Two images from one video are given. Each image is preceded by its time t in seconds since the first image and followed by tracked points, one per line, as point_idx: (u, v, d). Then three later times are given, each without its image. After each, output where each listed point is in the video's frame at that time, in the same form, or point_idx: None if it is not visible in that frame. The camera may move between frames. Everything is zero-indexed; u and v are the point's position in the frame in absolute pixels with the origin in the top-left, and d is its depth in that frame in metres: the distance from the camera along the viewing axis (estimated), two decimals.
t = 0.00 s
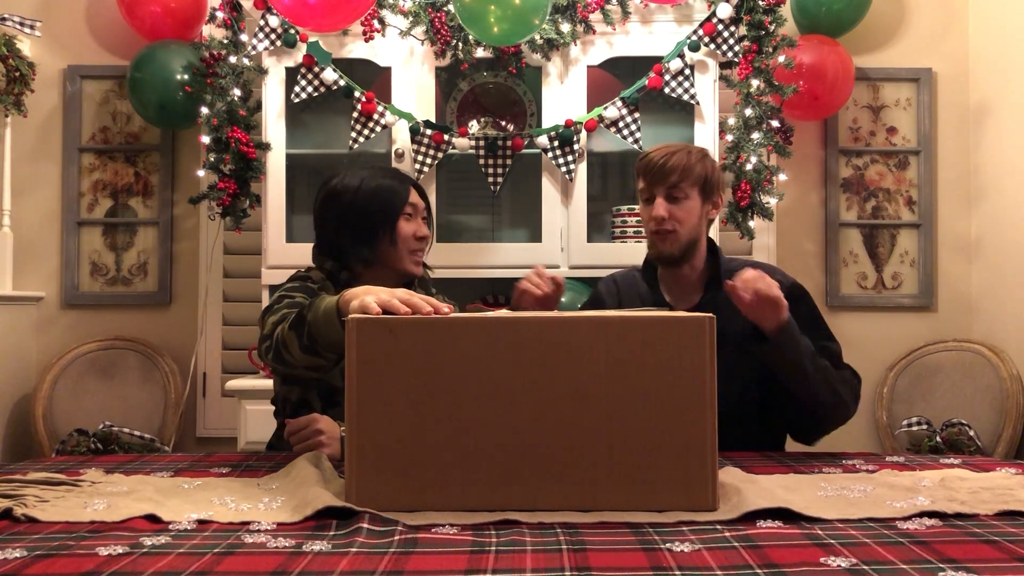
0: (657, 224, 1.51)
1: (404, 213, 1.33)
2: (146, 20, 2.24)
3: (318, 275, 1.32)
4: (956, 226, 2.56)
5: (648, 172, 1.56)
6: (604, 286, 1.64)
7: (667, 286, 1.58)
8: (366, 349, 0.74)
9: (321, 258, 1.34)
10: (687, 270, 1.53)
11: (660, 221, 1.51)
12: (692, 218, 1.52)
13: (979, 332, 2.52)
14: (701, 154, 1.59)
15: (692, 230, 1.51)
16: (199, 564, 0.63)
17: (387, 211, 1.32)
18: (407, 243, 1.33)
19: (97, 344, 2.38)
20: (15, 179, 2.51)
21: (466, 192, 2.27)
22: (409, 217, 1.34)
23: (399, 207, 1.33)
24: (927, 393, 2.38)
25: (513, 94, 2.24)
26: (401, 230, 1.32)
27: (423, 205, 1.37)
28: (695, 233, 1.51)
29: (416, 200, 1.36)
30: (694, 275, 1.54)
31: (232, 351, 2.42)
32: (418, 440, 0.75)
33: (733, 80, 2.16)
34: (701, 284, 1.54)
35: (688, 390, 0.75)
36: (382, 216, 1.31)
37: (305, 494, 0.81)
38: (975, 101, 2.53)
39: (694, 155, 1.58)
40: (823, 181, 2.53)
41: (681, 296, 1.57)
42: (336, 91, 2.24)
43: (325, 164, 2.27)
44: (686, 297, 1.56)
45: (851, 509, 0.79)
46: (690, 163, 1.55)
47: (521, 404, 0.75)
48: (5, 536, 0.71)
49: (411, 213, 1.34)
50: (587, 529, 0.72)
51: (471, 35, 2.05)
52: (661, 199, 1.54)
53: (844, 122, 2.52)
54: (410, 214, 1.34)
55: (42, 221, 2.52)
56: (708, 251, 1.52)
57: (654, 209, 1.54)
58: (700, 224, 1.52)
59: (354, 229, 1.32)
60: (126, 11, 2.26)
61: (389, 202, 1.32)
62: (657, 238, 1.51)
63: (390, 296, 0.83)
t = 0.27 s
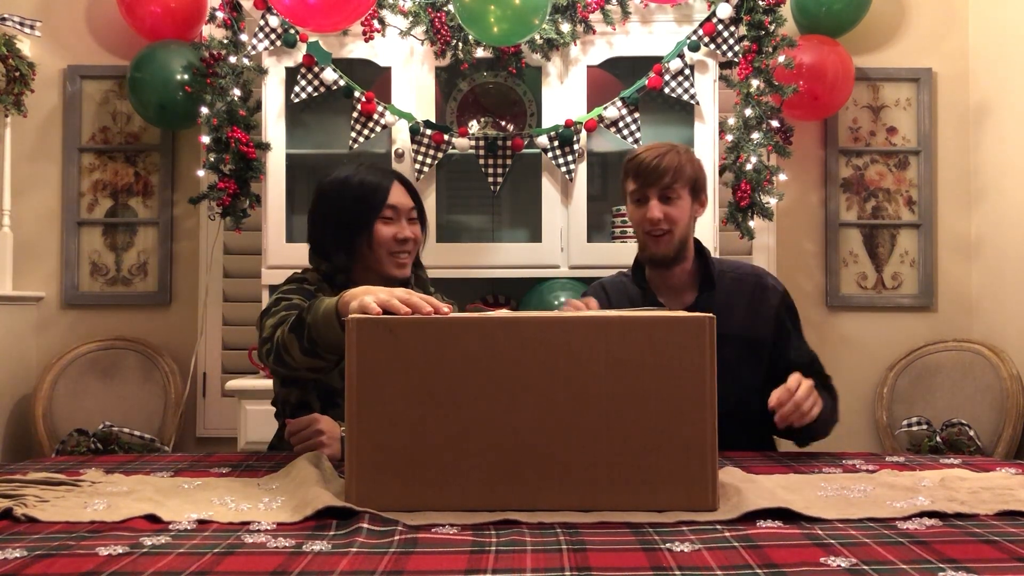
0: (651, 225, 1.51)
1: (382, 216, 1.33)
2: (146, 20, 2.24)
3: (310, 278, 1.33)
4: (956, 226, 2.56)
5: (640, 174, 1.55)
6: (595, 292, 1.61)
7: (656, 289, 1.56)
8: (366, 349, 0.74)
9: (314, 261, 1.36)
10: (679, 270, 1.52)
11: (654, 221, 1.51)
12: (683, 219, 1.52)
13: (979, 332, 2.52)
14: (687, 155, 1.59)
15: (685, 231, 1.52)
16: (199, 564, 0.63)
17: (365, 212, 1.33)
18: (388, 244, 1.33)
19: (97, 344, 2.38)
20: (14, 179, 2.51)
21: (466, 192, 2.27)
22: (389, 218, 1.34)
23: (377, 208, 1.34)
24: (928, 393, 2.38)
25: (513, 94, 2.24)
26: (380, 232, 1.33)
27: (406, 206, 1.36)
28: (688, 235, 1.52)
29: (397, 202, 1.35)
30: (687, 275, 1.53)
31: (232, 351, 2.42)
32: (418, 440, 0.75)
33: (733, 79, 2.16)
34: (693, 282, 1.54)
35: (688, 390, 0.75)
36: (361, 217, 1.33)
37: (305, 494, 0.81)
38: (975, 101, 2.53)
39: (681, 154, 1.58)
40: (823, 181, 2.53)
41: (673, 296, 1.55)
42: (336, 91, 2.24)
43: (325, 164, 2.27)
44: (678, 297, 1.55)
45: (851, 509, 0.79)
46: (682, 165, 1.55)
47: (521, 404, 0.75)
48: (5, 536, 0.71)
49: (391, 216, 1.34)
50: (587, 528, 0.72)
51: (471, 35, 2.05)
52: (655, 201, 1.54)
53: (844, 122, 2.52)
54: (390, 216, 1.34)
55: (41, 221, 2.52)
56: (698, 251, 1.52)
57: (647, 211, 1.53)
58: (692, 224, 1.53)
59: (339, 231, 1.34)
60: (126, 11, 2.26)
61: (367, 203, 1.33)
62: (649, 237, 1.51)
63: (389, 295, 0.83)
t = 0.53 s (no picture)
0: (671, 222, 1.37)
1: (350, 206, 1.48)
2: (146, 20, 2.24)
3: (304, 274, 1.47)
4: (956, 226, 2.56)
5: (658, 166, 1.37)
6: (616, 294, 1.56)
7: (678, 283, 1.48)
8: (366, 349, 0.74)
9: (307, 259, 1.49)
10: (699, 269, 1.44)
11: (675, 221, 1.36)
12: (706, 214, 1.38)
13: (980, 332, 2.52)
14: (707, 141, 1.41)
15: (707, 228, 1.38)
16: (198, 564, 0.63)
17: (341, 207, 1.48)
18: (353, 233, 1.44)
19: (97, 344, 2.38)
20: (14, 179, 2.51)
21: (466, 192, 2.27)
22: (356, 208, 1.48)
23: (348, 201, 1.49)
24: (928, 393, 2.37)
25: (513, 94, 2.24)
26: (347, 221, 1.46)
27: (375, 197, 1.49)
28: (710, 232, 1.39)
29: (368, 193, 1.49)
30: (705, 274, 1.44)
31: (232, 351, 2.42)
32: (418, 440, 0.75)
33: (733, 79, 2.15)
34: (714, 280, 1.45)
35: (690, 390, 0.75)
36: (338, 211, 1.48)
37: (305, 494, 0.81)
38: (975, 101, 2.53)
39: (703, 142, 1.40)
40: (823, 181, 2.53)
41: (694, 295, 1.48)
42: (336, 91, 2.24)
43: (324, 164, 2.28)
44: (700, 295, 1.47)
45: (852, 509, 0.78)
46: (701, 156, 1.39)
47: (523, 405, 0.75)
48: (5, 536, 0.71)
49: (360, 206, 1.48)
50: (587, 529, 0.73)
51: (471, 35, 2.05)
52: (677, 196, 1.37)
53: (844, 122, 2.52)
54: (359, 207, 1.48)
55: (41, 221, 2.52)
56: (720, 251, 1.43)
57: (667, 205, 1.37)
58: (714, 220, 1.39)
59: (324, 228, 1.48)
60: (126, 11, 2.26)
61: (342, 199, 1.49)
62: (670, 235, 1.38)
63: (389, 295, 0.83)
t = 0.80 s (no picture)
0: (707, 220, 1.47)
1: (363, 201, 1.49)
2: (146, 20, 2.24)
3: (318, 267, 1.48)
4: (956, 226, 2.56)
5: (696, 168, 1.51)
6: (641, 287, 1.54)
7: (711, 282, 1.48)
8: (366, 349, 0.74)
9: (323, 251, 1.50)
10: (732, 266, 1.44)
11: (710, 216, 1.46)
12: (743, 214, 1.47)
13: (979, 332, 2.52)
14: (747, 149, 1.54)
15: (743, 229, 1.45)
16: (198, 564, 0.63)
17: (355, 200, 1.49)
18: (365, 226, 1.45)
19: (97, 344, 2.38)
20: (14, 179, 2.51)
21: (466, 192, 2.27)
22: (371, 203, 1.49)
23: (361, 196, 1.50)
24: (928, 393, 2.37)
25: (513, 94, 2.24)
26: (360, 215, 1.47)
27: (389, 192, 1.50)
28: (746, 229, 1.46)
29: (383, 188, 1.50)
30: (741, 272, 1.45)
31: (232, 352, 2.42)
32: (418, 440, 0.75)
33: (733, 79, 2.15)
34: (748, 280, 1.46)
35: (690, 390, 0.75)
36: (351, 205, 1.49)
37: (305, 494, 0.81)
38: (975, 101, 2.53)
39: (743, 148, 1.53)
40: (823, 181, 2.53)
41: (726, 295, 1.47)
42: (336, 91, 2.24)
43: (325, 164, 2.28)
44: (733, 295, 1.47)
45: (852, 509, 0.78)
46: (739, 158, 1.50)
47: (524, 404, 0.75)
48: (5, 536, 0.71)
49: (374, 201, 1.49)
50: (587, 529, 0.73)
51: (471, 35, 2.05)
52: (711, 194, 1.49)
53: (844, 122, 2.52)
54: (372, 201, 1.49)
55: (42, 221, 2.52)
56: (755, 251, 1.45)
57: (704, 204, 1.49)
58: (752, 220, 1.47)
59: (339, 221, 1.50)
60: (126, 11, 2.26)
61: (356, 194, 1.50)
62: (705, 233, 1.46)
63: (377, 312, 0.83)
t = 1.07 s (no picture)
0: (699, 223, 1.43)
1: (366, 201, 1.44)
2: (146, 20, 2.23)
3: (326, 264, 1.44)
4: (956, 226, 2.56)
5: (688, 169, 1.46)
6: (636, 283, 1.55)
7: (704, 283, 1.50)
8: (367, 349, 0.74)
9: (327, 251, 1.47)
10: (727, 268, 1.46)
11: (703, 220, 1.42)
12: (734, 216, 1.43)
13: (979, 332, 2.52)
14: (737, 148, 1.49)
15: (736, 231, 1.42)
16: (198, 564, 0.63)
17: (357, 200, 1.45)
18: (370, 224, 1.41)
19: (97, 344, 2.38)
20: (14, 179, 2.51)
21: (465, 192, 2.27)
22: (372, 203, 1.44)
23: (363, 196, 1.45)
24: (928, 393, 2.37)
25: (513, 93, 2.24)
26: (363, 216, 1.42)
27: (391, 190, 1.45)
28: (739, 232, 1.43)
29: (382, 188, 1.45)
30: (734, 274, 1.46)
31: (232, 352, 2.42)
32: (418, 440, 0.75)
33: (733, 79, 2.15)
34: (742, 282, 1.47)
35: (689, 389, 0.75)
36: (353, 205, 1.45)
37: (305, 494, 0.81)
38: (975, 101, 2.53)
39: (731, 148, 1.49)
40: (823, 181, 2.53)
41: (721, 297, 1.49)
42: (336, 91, 2.24)
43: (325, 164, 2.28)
44: (727, 296, 1.48)
45: (851, 509, 0.78)
46: (731, 160, 1.46)
47: (524, 404, 0.75)
48: (5, 536, 0.71)
49: (375, 201, 1.44)
50: (587, 529, 0.73)
51: (471, 35, 2.05)
52: (704, 198, 1.45)
53: (844, 122, 2.52)
54: (375, 201, 1.44)
55: (42, 221, 2.52)
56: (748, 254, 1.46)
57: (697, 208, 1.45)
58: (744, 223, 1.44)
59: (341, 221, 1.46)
60: (126, 11, 2.26)
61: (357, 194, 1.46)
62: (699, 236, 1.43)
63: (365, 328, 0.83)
